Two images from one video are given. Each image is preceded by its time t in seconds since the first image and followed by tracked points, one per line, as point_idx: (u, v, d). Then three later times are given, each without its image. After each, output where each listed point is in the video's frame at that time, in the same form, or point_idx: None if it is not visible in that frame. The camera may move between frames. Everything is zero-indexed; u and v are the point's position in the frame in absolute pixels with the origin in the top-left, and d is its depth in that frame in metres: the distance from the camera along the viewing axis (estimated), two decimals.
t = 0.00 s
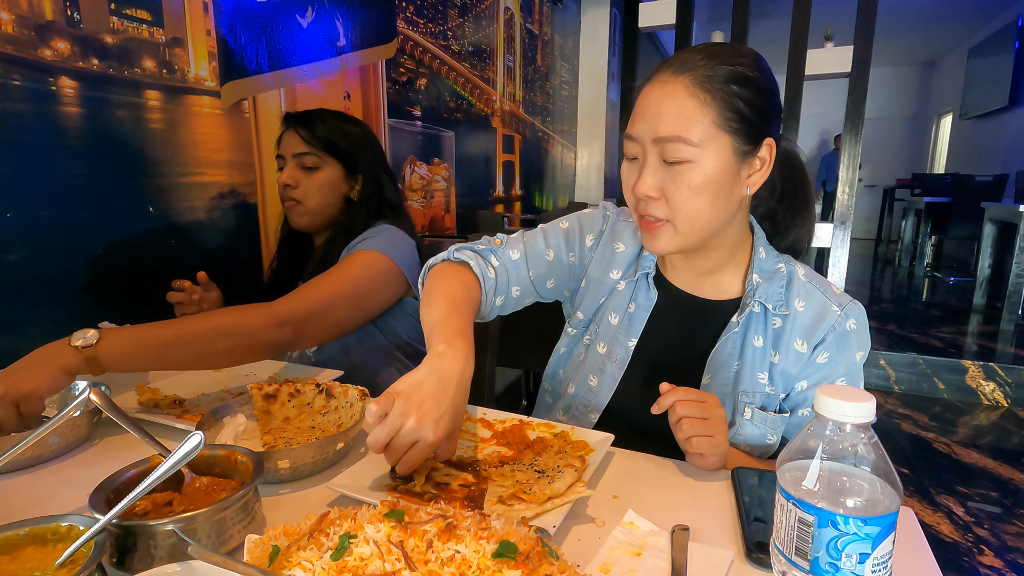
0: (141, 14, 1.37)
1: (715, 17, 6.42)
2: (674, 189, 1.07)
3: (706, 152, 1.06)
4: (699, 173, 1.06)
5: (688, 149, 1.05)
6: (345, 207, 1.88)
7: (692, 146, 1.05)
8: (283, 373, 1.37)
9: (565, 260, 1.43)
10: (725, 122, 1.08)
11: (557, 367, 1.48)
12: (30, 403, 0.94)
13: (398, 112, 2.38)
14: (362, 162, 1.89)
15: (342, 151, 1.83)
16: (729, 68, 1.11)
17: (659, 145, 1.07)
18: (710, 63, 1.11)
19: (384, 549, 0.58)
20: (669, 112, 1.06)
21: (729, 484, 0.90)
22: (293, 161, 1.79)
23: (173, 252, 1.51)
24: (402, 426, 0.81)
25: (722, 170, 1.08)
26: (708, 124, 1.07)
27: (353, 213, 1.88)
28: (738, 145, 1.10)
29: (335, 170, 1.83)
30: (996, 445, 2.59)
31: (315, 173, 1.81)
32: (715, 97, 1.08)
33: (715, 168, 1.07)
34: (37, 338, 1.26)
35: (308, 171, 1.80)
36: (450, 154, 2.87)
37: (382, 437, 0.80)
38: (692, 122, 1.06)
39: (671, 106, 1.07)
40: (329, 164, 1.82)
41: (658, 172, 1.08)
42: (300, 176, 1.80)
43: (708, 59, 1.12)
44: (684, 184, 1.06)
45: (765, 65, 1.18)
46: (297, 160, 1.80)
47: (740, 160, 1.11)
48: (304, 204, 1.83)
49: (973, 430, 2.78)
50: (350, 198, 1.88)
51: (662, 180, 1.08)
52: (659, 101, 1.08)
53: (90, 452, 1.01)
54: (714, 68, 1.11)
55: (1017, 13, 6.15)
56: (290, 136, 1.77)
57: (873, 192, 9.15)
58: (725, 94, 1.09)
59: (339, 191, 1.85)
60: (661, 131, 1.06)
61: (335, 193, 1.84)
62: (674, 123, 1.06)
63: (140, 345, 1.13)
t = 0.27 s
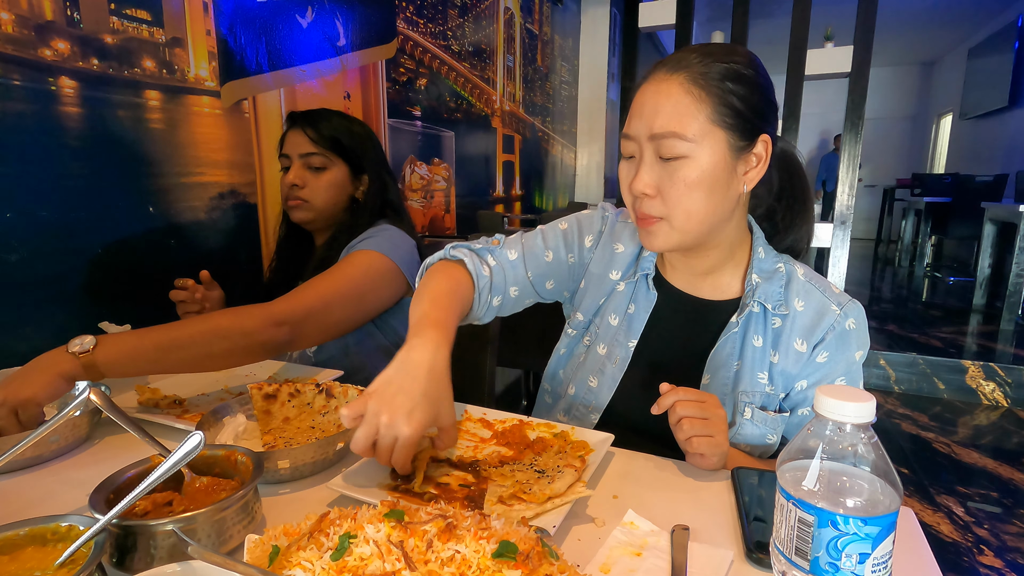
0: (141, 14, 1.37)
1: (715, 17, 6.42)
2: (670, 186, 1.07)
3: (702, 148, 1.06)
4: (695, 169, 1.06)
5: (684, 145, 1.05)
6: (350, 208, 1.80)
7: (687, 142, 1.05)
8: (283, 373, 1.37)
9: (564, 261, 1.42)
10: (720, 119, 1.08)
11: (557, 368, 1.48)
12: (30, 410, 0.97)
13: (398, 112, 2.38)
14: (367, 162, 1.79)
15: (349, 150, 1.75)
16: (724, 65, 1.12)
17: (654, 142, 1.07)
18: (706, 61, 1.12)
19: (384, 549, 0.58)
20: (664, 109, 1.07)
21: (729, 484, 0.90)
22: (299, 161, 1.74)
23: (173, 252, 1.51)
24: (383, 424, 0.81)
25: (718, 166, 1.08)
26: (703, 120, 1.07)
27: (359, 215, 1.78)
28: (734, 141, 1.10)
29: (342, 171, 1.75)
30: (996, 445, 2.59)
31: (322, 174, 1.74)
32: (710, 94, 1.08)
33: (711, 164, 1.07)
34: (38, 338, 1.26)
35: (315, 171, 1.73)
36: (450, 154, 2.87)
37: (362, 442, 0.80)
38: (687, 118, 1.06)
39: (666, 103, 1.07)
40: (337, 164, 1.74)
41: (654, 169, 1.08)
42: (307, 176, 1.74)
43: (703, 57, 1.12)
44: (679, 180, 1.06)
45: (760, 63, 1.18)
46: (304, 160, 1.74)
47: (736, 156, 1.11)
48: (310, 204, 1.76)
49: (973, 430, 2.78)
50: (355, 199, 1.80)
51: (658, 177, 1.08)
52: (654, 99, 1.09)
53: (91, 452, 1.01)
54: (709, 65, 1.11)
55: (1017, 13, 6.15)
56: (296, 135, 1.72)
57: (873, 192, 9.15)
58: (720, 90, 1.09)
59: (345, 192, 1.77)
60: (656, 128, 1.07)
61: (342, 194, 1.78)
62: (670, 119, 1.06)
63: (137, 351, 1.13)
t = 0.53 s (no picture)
0: (141, 14, 1.37)
1: (715, 16, 6.42)
2: (669, 179, 1.07)
3: (701, 142, 1.06)
4: (694, 162, 1.06)
5: (683, 138, 1.05)
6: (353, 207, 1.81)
7: (687, 136, 1.05)
8: (283, 373, 1.37)
9: (555, 274, 1.44)
10: (719, 113, 1.08)
11: (555, 371, 1.47)
12: (34, 405, 0.98)
13: (398, 112, 2.38)
14: (371, 162, 1.79)
15: (354, 150, 1.75)
16: (724, 61, 1.12)
17: (654, 135, 1.08)
18: (706, 56, 1.12)
19: (384, 549, 0.58)
20: (663, 102, 1.07)
21: (728, 484, 0.90)
22: (305, 160, 1.70)
23: (173, 252, 1.51)
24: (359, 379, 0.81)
25: (717, 161, 1.08)
26: (703, 115, 1.07)
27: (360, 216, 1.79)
28: (732, 136, 1.10)
29: (348, 170, 1.75)
30: (996, 445, 2.59)
31: (327, 173, 1.72)
32: (710, 88, 1.09)
33: (710, 158, 1.07)
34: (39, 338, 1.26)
35: (321, 170, 1.71)
36: (450, 154, 2.87)
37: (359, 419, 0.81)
38: (686, 112, 1.06)
39: (666, 97, 1.07)
40: (342, 164, 1.74)
41: (653, 163, 1.08)
42: (313, 175, 1.70)
43: (703, 52, 1.13)
44: (678, 173, 1.06)
45: (757, 61, 1.19)
46: (309, 159, 1.71)
47: (734, 152, 1.11)
48: (313, 205, 1.73)
49: (973, 430, 2.78)
50: (358, 199, 1.81)
51: (657, 171, 1.08)
52: (654, 93, 1.09)
53: (91, 452, 1.01)
54: (709, 60, 1.11)
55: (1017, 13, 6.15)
56: (302, 135, 1.70)
57: (873, 192, 9.15)
58: (720, 85, 1.09)
59: (350, 191, 1.78)
60: (656, 121, 1.07)
61: (345, 193, 1.77)
62: (669, 113, 1.06)
63: (140, 349, 1.12)
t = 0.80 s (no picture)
0: (141, 14, 1.37)
1: (715, 16, 6.42)
2: (647, 174, 1.07)
3: (678, 138, 1.06)
4: (671, 158, 1.06)
5: (661, 134, 1.05)
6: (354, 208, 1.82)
7: (665, 130, 1.05)
8: (283, 373, 1.37)
9: (541, 292, 1.45)
10: (697, 110, 1.09)
11: (547, 379, 1.46)
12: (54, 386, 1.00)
13: (398, 112, 2.38)
14: (370, 162, 1.80)
15: (352, 149, 1.74)
16: (700, 58, 1.13)
17: (632, 131, 1.07)
18: (683, 53, 1.12)
19: (384, 549, 0.58)
20: (642, 98, 1.07)
21: (728, 482, 0.90)
22: (303, 160, 1.70)
23: (173, 252, 1.51)
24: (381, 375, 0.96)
25: (694, 157, 1.08)
26: (680, 111, 1.07)
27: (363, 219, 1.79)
28: (708, 133, 1.10)
29: (346, 170, 1.75)
30: (996, 445, 2.59)
31: (326, 173, 1.71)
32: (687, 85, 1.09)
33: (687, 154, 1.07)
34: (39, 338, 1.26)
35: (320, 170, 1.70)
36: (450, 154, 2.87)
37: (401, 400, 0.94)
38: (664, 108, 1.06)
39: (644, 92, 1.07)
40: (341, 164, 1.73)
41: (631, 158, 1.08)
42: (311, 175, 1.70)
43: (680, 49, 1.13)
44: (656, 168, 1.06)
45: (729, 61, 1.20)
46: (307, 159, 1.70)
47: (710, 149, 1.11)
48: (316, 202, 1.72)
49: (973, 430, 2.78)
50: (358, 199, 1.81)
51: (635, 165, 1.07)
52: (632, 88, 1.09)
53: (91, 452, 1.01)
54: (685, 58, 1.12)
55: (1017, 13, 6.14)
56: (299, 134, 1.68)
57: (873, 192, 9.15)
58: (696, 82, 1.10)
59: (348, 192, 1.77)
60: (635, 116, 1.06)
61: (345, 194, 1.77)
62: (647, 108, 1.06)
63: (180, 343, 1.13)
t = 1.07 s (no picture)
0: (141, 14, 1.37)
1: (715, 16, 6.41)
2: (620, 171, 1.07)
3: (648, 136, 1.07)
4: (642, 155, 1.07)
5: (631, 132, 1.06)
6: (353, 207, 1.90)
7: (635, 128, 1.06)
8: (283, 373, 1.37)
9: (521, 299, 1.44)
10: (662, 108, 1.10)
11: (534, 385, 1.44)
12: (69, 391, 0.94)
13: (398, 112, 2.38)
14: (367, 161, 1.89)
15: (350, 148, 1.83)
16: (660, 60, 1.15)
17: (604, 130, 1.07)
18: (644, 56, 1.14)
19: (384, 549, 0.58)
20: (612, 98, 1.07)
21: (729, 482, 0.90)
22: (302, 161, 1.77)
23: (173, 252, 1.51)
24: (383, 359, 0.97)
25: (663, 154, 1.09)
26: (647, 110, 1.08)
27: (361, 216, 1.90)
28: (674, 130, 1.12)
29: (345, 171, 1.83)
30: (996, 445, 2.59)
31: (326, 173, 1.80)
32: (652, 85, 1.10)
33: (657, 152, 1.08)
34: (39, 337, 1.26)
35: (319, 171, 1.78)
36: (450, 154, 2.87)
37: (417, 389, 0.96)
38: (632, 106, 1.07)
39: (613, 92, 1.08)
40: (340, 164, 1.81)
41: (603, 156, 1.07)
42: (311, 176, 1.78)
43: (640, 51, 1.14)
44: (628, 165, 1.07)
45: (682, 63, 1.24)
46: (306, 160, 1.77)
47: (676, 146, 1.13)
48: (313, 203, 1.81)
49: (973, 430, 2.78)
50: (357, 199, 1.90)
51: (607, 163, 1.07)
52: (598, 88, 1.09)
53: (91, 452, 1.01)
54: (646, 60, 1.13)
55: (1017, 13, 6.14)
56: (299, 136, 1.75)
57: (873, 192, 9.15)
58: (659, 82, 1.11)
59: (347, 192, 1.86)
60: (607, 115, 1.06)
61: (344, 194, 1.86)
62: (615, 107, 1.07)
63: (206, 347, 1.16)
